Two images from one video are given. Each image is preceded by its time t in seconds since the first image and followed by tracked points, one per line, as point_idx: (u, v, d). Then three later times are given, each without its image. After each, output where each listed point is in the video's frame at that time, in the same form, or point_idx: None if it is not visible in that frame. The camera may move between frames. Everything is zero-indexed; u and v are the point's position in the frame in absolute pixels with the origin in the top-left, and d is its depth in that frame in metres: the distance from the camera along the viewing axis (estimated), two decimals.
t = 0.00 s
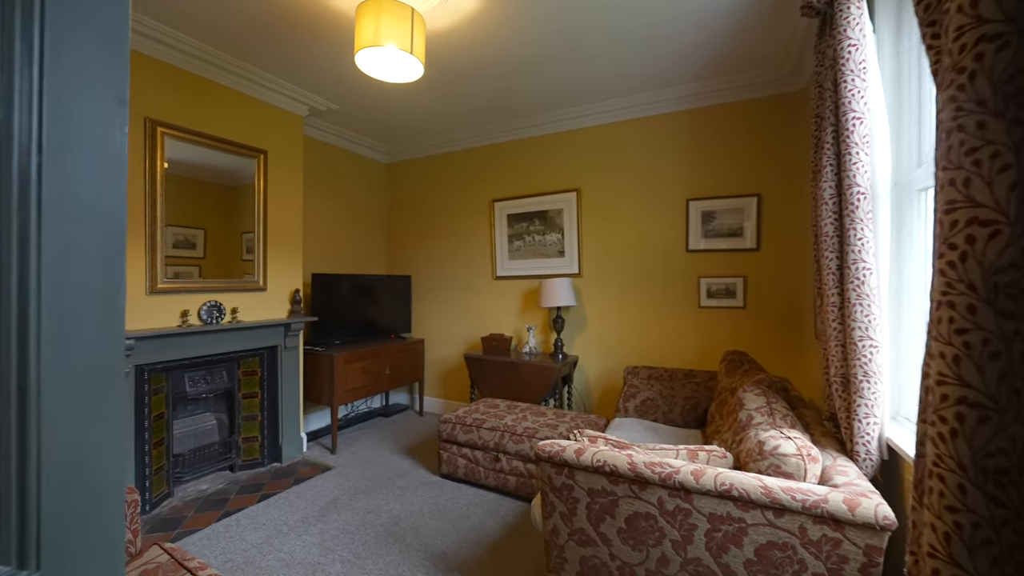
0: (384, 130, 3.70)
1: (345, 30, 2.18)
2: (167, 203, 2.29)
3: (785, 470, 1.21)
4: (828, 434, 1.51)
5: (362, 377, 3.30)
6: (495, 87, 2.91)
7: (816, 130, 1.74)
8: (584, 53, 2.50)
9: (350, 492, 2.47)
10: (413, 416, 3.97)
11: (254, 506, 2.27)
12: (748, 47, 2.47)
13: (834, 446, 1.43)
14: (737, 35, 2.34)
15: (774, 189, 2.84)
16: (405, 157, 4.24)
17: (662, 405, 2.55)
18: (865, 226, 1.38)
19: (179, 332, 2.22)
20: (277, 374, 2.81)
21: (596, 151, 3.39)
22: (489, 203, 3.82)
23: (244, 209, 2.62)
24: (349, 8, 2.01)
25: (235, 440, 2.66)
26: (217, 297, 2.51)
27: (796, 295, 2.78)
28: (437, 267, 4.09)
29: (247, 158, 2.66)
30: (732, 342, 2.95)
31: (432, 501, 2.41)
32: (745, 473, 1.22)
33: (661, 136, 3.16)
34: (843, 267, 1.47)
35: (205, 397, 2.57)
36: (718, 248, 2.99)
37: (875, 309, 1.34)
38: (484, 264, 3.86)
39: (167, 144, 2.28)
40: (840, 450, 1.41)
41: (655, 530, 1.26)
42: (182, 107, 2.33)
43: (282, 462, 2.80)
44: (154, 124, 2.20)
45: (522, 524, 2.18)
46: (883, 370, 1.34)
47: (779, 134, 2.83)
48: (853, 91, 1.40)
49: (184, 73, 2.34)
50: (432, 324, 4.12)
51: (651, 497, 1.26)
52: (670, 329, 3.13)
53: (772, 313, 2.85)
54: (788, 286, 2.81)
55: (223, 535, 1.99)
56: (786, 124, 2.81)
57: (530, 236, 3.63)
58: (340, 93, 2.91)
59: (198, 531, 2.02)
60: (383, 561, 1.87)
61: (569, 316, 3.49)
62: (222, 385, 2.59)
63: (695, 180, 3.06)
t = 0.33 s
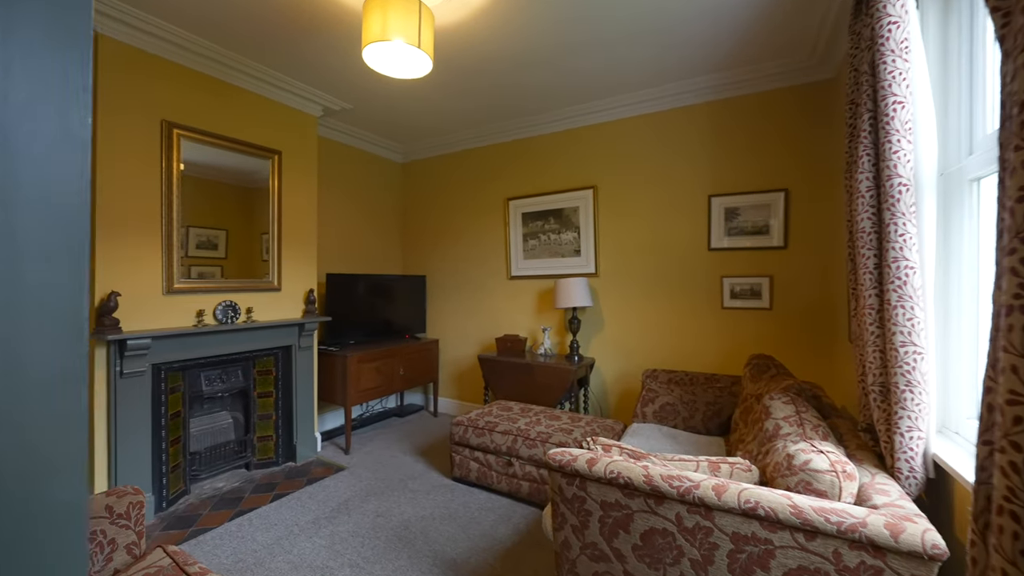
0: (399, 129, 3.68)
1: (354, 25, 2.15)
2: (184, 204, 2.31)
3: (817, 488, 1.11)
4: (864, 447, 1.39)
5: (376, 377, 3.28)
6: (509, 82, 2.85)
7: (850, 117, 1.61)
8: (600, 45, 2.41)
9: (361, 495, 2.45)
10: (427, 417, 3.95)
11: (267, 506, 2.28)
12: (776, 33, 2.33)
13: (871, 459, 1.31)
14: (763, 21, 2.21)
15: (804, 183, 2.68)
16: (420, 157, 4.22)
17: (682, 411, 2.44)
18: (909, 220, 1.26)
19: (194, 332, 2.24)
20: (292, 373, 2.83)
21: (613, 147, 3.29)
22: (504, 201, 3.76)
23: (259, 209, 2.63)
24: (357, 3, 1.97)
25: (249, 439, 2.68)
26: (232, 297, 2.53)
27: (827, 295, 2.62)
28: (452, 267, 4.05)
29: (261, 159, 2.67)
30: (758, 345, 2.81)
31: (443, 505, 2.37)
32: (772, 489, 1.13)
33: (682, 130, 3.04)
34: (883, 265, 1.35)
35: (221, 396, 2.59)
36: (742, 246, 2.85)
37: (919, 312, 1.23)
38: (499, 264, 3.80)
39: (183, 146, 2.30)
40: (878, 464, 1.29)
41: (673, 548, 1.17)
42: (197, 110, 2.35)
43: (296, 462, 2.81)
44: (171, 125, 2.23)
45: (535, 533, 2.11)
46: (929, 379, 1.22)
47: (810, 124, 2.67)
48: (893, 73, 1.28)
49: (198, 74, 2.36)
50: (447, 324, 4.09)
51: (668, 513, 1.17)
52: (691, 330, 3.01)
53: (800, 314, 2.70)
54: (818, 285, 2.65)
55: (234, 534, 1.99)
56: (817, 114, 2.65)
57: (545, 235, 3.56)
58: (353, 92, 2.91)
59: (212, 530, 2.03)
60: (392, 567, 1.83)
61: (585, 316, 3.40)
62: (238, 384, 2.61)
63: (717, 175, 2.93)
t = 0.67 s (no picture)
0: (416, 128, 3.67)
1: (366, 23, 2.13)
2: (203, 205, 2.35)
3: (857, 509, 1.00)
4: (907, 463, 1.27)
5: (392, 378, 3.27)
6: (525, 78, 2.79)
7: (891, 102, 1.49)
8: (617, 36, 2.33)
9: (375, 496, 2.43)
10: (444, 417, 3.92)
11: (281, 505, 2.28)
12: (807, 18, 2.19)
13: (916, 476, 1.19)
14: (792, 4, 2.08)
15: (838, 176, 2.52)
16: (436, 156, 4.21)
17: (705, 417, 2.32)
18: (960, 213, 1.13)
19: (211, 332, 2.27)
20: (309, 373, 2.84)
21: (633, 142, 3.18)
22: (521, 200, 3.70)
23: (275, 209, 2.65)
24: None
25: (266, 438, 2.70)
26: (249, 296, 2.55)
27: (864, 296, 2.45)
28: (469, 267, 4.02)
29: (278, 159, 2.69)
30: (788, 349, 2.66)
31: (456, 509, 2.32)
32: (803, 508, 1.03)
33: (705, 123, 2.91)
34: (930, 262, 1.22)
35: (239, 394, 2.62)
36: (770, 244, 2.70)
37: (973, 315, 1.11)
38: (516, 264, 3.74)
39: (201, 147, 2.34)
40: (925, 482, 1.17)
41: (693, 568, 1.08)
42: (215, 112, 2.39)
43: (312, 461, 2.82)
44: (189, 127, 2.27)
45: (550, 541, 2.04)
46: (985, 389, 1.10)
47: (845, 114, 2.51)
48: (943, 50, 1.16)
49: (216, 76, 2.40)
50: (463, 325, 4.06)
51: (688, 531, 1.08)
52: (716, 333, 2.88)
53: (834, 317, 2.54)
54: (853, 285, 2.48)
55: (247, 534, 2.00)
56: (852, 103, 2.49)
57: (563, 234, 3.48)
58: (370, 92, 2.90)
59: (226, 529, 2.04)
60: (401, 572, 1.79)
61: (604, 317, 3.31)
62: (255, 382, 2.64)
63: (743, 169, 2.79)
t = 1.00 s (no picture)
0: (433, 128, 3.67)
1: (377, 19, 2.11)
2: (222, 207, 2.39)
3: (902, 533, 0.90)
4: (953, 478, 1.15)
5: (408, 378, 3.27)
6: (538, 76, 2.76)
7: (934, 87, 1.37)
8: (631, 29, 2.26)
9: (390, 497, 2.42)
10: (463, 418, 3.90)
11: (296, 505, 2.29)
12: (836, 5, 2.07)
13: (966, 493, 1.08)
14: None
15: (873, 169, 2.37)
16: (455, 156, 4.20)
17: (729, 423, 2.21)
18: (1016, 205, 1.02)
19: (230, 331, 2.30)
20: (326, 373, 2.86)
21: (653, 139, 3.09)
22: (539, 199, 3.65)
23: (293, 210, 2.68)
24: None
25: (285, 437, 2.74)
26: (267, 296, 2.59)
27: (903, 296, 2.29)
28: (487, 266, 3.99)
29: (295, 159, 2.72)
30: (820, 352, 2.52)
31: (471, 513, 2.28)
32: (837, 527, 0.94)
33: (729, 117, 2.79)
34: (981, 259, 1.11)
35: (257, 393, 2.66)
36: (799, 242, 2.56)
37: None
38: (534, 263, 3.69)
39: (218, 148, 2.38)
40: (976, 502, 1.06)
41: None
42: (232, 116, 2.43)
43: (330, 461, 2.84)
44: (206, 127, 2.31)
45: (565, 548, 1.98)
46: None
47: (882, 103, 2.35)
48: (997, 27, 1.05)
49: (234, 79, 2.44)
50: (481, 324, 4.03)
51: (710, 549, 1.01)
52: (741, 334, 2.75)
53: (870, 317, 2.38)
54: (890, 283, 2.32)
55: (262, 533, 2.02)
56: (888, 91, 2.33)
57: (582, 233, 3.41)
58: (385, 92, 2.91)
59: (242, 527, 2.08)
60: None
61: (624, 318, 3.22)
62: (273, 382, 2.67)
63: (770, 163, 2.66)
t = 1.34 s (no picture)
0: (451, 126, 3.63)
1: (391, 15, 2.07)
2: (241, 207, 2.41)
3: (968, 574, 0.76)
4: None
5: (424, 379, 3.23)
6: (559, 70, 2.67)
7: (1003, 60, 1.21)
8: (658, 16, 2.14)
9: (404, 501, 2.38)
10: (480, 419, 3.84)
11: (311, 506, 2.28)
12: None
13: None
14: None
15: (924, 159, 2.17)
16: (473, 155, 4.15)
17: (760, 432, 2.07)
18: None
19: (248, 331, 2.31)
20: (342, 373, 2.85)
21: (679, 131, 2.95)
22: (557, 196, 3.55)
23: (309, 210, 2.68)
24: None
25: (302, 436, 2.74)
26: (284, 296, 2.59)
27: (957, 298, 2.09)
28: (505, 266, 3.92)
29: (313, 160, 2.71)
30: (861, 358, 2.34)
31: (485, 519, 2.22)
32: (887, 563, 0.81)
33: (761, 107, 2.63)
34: None
35: (275, 393, 2.67)
36: (837, 238, 2.38)
37: None
38: (553, 262, 3.60)
39: (238, 150, 2.39)
40: None
41: None
42: (250, 117, 2.44)
43: (345, 461, 2.83)
44: (226, 129, 2.33)
45: (583, 561, 1.89)
46: None
47: (934, 86, 2.15)
48: None
49: (254, 81, 2.46)
50: (499, 325, 3.96)
51: None
52: (773, 337, 2.59)
53: (918, 321, 2.18)
54: (942, 284, 2.12)
55: (275, 534, 2.01)
56: (942, 73, 2.13)
57: (602, 231, 3.29)
58: (402, 91, 2.88)
59: (257, 527, 2.07)
60: None
61: (647, 320, 3.09)
62: (290, 381, 2.68)
63: (806, 155, 2.48)
